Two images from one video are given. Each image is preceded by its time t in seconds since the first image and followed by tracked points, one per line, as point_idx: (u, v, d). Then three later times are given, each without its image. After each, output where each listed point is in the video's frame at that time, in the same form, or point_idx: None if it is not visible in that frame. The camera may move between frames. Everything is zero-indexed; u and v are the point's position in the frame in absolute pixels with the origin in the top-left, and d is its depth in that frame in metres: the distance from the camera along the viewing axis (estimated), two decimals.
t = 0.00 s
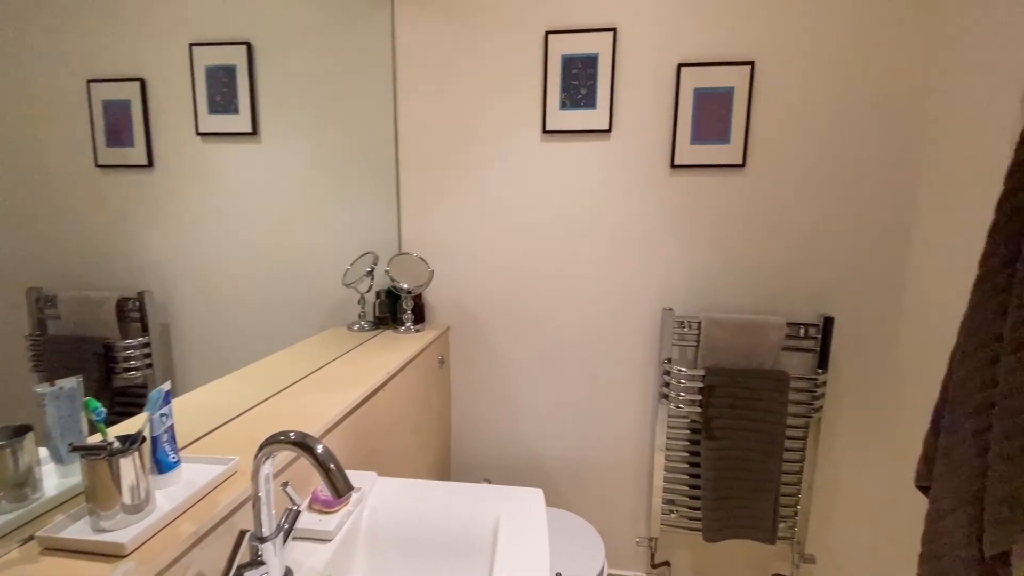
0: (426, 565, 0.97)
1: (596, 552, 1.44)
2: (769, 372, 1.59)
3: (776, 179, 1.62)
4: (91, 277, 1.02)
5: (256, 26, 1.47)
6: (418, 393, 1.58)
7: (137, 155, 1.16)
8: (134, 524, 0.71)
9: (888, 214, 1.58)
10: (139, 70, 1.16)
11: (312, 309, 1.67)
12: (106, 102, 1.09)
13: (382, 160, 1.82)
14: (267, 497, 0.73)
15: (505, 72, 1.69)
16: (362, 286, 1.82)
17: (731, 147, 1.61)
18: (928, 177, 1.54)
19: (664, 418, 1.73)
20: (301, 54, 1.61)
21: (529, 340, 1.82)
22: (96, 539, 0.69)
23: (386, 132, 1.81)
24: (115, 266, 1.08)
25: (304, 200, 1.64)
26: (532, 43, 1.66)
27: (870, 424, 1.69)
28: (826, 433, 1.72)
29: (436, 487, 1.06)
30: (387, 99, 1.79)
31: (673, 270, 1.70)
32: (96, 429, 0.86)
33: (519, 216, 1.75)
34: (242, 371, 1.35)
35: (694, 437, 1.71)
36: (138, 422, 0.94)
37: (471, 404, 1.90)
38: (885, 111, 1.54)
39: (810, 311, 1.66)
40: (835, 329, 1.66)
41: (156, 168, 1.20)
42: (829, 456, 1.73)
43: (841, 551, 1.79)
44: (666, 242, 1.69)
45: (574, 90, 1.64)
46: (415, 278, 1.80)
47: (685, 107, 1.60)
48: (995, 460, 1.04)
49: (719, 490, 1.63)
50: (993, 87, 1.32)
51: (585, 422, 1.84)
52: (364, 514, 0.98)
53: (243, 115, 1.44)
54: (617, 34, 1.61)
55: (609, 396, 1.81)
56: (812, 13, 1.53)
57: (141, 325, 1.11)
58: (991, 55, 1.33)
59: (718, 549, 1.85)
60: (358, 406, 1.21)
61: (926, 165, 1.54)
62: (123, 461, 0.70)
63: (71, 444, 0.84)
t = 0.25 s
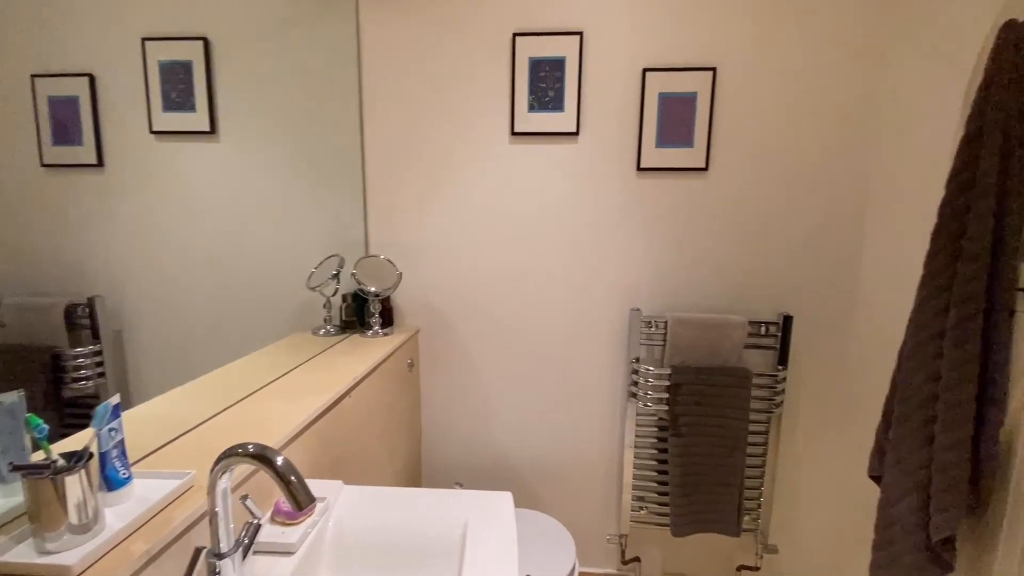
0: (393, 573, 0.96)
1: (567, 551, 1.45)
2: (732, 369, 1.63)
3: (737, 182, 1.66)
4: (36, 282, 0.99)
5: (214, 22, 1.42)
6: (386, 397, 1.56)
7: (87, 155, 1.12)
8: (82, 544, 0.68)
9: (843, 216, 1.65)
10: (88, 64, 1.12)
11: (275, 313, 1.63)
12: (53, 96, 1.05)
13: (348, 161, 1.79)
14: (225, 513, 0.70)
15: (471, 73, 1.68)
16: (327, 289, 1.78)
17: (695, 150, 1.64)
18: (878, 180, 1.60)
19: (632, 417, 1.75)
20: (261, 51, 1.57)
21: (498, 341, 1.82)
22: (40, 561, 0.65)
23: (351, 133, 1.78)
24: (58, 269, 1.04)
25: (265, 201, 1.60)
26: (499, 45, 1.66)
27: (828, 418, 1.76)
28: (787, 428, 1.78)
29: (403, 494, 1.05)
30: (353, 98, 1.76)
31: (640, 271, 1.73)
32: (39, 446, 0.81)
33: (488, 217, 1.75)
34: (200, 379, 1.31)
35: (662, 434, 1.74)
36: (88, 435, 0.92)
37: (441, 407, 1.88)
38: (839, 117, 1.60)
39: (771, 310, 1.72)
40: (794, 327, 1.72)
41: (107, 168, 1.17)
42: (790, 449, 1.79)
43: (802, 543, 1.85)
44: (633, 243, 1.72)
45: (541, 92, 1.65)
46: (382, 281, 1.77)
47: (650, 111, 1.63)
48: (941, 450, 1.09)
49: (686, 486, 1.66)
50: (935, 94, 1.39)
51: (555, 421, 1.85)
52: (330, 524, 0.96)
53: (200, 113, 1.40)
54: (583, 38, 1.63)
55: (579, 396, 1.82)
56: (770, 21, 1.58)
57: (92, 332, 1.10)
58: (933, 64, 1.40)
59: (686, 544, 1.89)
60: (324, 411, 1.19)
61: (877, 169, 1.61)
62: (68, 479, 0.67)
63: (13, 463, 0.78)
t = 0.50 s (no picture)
0: None
1: (535, 551, 1.46)
2: (693, 367, 1.67)
3: (697, 185, 1.70)
4: None
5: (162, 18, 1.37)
6: (350, 402, 1.53)
7: (25, 153, 1.11)
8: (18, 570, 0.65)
9: (797, 219, 1.71)
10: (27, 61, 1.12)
11: (232, 317, 1.59)
12: None
13: (308, 161, 1.74)
14: (174, 532, 0.68)
15: (434, 74, 1.67)
16: (287, 293, 1.73)
17: (656, 155, 1.68)
18: (829, 184, 1.67)
19: (598, 416, 1.77)
20: (214, 49, 1.52)
21: (465, 343, 1.81)
22: None
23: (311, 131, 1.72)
24: None
25: (220, 202, 1.56)
26: (463, 47, 1.65)
27: (784, 413, 1.82)
28: (746, 423, 1.83)
29: (366, 504, 1.03)
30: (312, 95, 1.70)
31: (604, 272, 1.76)
32: None
33: (453, 219, 1.74)
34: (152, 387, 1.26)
35: (628, 433, 1.76)
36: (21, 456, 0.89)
37: (407, 411, 1.86)
38: (793, 123, 1.66)
39: (730, 309, 1.77)
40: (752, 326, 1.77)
41: (46, 167, 1.16)
42: (749, 444, 1.85)
43: (761, 535, 1.91)
44: (597, 245, 1.74)
45: (505, 95, 1.66)
46: (344, 286, 1.73)
47: (613, 115, 1.66)
48: (885, 441, 1.15)
49: (651, 483, 1.70)
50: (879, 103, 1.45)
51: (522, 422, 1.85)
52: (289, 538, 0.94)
53: (148, 110, 1.37)
54: (547, 42, 1.64)
55: (545, 396, 1.84)
56: (726, 29, 1.63)
57: (32, 340, 1.11)
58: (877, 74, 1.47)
59: (651, 539, 1.93)
60: (285, 416, 1.16)
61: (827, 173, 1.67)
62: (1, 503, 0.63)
63: None
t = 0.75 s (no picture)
0: None
1: (510, 553, 1.45)
2: (665, 365, 1.69)
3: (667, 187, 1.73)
4: None
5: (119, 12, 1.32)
6: (320, 406, 1.50)
7: None
8: None
9: (763, 220, 1.75)
10: None
11: (194, 322, 1.55)
12: None
13: (275, 161, 1.70)
14: (128, 549, 0.65)
15: (404, 74, 1.65)
16: (254, 297, 1.69)
17: (626, 156, 1.70)
18: (792, 186, 1.71)
19: (573, 416, 1.78)
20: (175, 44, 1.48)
21: (438, 345, 1.80)
22: None
23: (278, 130, 1.68)
24: None
25: (180, 204, 1.52)
26: (434, 46, 1.64)
27: (752, 410, 1.86)
28: (715, 420, 1.87)
29: (336, 512, 1.02)
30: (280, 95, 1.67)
31: (577, 273, 1.77)
32: None
33: (425, 220, 1.73)
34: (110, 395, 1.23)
35: (602, 432, 1.78)
36: None
37: (379, 414, 1.84)
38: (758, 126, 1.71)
39: (699, 309, 1.80)
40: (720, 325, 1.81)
41: None
42: (718, 441, 1.88)
43: (731, 529, 1.95)
44: (569, 246, 1.75)
45: (477, 96, 1.65)
46: (313, 288, 1.70)
47: (584, 118, 1.67)
48: (847, 435, 1.19)
49: (625, 481, 1.71)
50: (838, 107, 1.50)
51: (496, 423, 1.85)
52: (255, 549, 0.91)
53: (104, 106, 1.32)
54: (518, 43, 1.64)
55: (519, 397, 1.84)
56: (694, 34, 1.66)
57: None
58: (836, 80, 1.51)
59: (625, 537, 1.95)
60: (252, 423, 1.13)
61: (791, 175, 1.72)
62: None
63: None
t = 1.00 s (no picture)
0: None
1: (480, 555, 1.45)
2: (632, 365, 1.71)
3: (632, 189, 1.76)
4: None
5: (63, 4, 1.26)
6: (283, 413, 1.46)
7: None
8: None
9: (723, 221, 1.80)
10: None
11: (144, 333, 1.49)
12: None
13: (234, 161, 1.65)
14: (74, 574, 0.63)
15: (369, 73, 1.63)
16: (211, 302, 1.64)
17: (592, 159, 1.72)
18: (752, 189, 1.76)
19: (542, 417, 1.79)
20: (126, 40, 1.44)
21: (406, 349, 1.78)
22: None
23: (237, 129, 1.64)
24: None
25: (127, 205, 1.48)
26: (398, 46, 1.63)
27: (715, 407, 1.91)
28: (681, 417, 1.91)
29: (297, 524, 0.99)
30: (238, 92, 1.62)
31: (544, 275, 1.78)
32: None
33: (392, 222, 1.71)
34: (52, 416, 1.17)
35: (572, 432, 1.79)
36: None
37: (346, 420, 1.80)
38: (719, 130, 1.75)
39: (664, 308, 1.84)
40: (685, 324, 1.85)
41: None
42: (684, 438, 1.92)
43: (696, 523, 1.99)
44: (537, 247, 1.76)
45: (443, 96, 1.64)
46: (274, 293, 1.66)
47: (551, 120, 1.68)
48: (803, 429, 1.23)
49: (594, 480, 1.73)
50: (793, 113, 1.56)
51: (465, 426, 1.84)
52: (213, 566, 0.88)
53: (48, 103, 1.28)
54: (484, 44, 1.64)
55: (488, 399, 1.83)
56: (656, 39, 1.69)
57: None
58: (791, 87, 1.57)
59: (595, 535, 1.97)
60: (210, 434, 1.09)
61: (750, 178, 1.77)
62: None
63: None
